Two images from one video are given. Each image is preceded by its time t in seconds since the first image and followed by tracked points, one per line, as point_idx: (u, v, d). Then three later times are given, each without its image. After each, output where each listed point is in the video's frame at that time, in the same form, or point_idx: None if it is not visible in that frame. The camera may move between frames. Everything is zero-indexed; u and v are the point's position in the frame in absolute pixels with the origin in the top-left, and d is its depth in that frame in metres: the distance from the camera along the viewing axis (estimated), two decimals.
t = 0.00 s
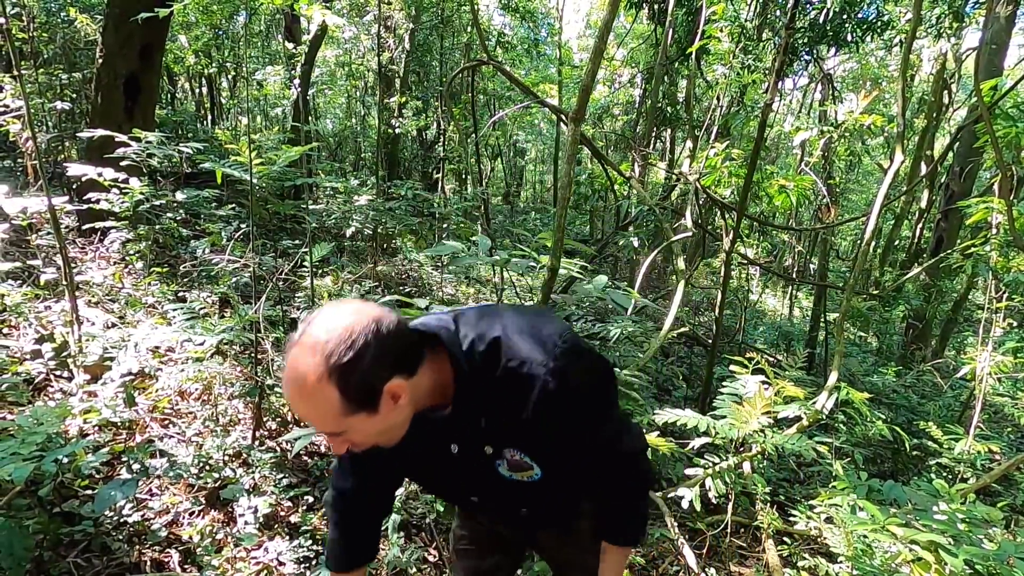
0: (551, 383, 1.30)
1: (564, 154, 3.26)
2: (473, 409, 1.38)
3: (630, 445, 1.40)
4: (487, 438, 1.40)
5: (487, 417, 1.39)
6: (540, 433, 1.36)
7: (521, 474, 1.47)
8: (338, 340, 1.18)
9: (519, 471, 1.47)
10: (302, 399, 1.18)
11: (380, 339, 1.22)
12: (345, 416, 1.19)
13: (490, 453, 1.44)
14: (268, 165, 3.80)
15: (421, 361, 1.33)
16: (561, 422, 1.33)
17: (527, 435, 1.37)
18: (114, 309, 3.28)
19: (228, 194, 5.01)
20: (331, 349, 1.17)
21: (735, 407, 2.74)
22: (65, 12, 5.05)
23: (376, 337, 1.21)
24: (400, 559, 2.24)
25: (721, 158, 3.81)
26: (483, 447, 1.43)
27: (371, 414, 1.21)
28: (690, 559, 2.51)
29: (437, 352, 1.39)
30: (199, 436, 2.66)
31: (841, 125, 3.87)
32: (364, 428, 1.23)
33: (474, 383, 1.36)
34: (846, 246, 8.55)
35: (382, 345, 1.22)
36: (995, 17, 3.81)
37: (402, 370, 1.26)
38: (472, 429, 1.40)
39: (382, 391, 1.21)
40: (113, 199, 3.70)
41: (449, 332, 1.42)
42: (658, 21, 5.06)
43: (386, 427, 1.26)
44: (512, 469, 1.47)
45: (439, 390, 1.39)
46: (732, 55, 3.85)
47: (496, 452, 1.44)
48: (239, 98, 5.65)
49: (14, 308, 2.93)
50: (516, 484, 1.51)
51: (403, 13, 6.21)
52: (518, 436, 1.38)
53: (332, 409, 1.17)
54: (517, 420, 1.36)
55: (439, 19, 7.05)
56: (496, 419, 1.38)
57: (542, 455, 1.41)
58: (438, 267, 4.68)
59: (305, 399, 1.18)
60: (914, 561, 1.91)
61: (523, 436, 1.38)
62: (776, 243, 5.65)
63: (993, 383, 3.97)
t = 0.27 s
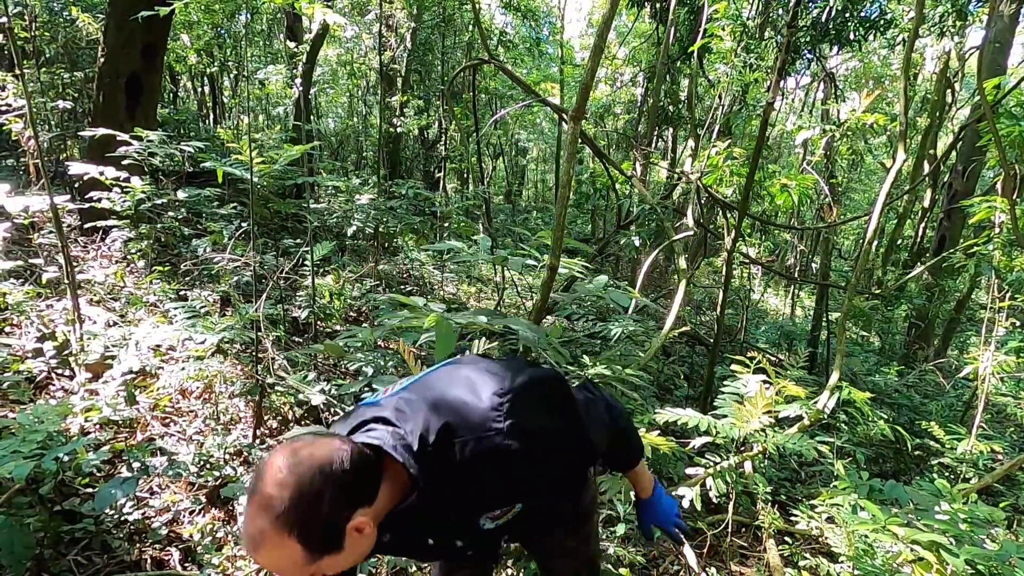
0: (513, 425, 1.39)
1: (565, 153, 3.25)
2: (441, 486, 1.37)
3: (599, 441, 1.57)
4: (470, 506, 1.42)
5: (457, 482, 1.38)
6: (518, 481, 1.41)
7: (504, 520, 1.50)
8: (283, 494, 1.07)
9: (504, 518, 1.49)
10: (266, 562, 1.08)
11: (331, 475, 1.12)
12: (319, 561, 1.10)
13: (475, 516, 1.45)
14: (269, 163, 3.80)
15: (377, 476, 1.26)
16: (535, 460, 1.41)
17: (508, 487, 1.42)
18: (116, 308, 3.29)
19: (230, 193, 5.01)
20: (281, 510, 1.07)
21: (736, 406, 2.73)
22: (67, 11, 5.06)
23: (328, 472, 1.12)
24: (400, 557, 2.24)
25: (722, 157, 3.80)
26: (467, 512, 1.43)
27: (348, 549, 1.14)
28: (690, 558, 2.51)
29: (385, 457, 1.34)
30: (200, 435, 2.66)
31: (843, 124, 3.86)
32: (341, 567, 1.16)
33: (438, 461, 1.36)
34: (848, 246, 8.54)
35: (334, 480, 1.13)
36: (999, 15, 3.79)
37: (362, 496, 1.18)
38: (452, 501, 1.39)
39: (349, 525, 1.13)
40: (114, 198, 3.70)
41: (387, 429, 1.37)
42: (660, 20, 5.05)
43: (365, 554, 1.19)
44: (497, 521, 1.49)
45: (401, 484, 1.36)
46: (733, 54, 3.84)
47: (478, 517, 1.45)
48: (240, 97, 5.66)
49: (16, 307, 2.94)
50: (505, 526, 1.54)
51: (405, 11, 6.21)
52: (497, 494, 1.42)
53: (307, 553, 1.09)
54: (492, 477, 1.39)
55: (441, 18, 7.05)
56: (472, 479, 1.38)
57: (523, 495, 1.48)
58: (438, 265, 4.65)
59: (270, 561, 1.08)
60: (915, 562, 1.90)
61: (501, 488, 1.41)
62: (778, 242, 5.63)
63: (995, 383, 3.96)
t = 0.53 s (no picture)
0: (497, 445, 1.37)
1: (567, 151, 3.24)
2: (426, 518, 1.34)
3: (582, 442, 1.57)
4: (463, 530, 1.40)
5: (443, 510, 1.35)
6: (508, 497, 1.41)
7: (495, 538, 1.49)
8: (272, 559, 1.06)
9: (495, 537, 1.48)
10: None
11: (319, 533, 1.10)
12: None
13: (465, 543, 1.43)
14: (271, 161, 3.81)
15: (365, 521, 1.23)
16: (522, 473, 1.40)
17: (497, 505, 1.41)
18: (118, 305, 3.29)
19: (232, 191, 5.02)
20: None
21: (739, 404, 2.72)
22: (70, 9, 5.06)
23: (316, 529, 1.10)
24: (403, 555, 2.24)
25: (725, 155, 3.79)
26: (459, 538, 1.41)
27: None
28: (692, 556, 2.52)
29: (369, 503, 1.27)
30: (203, 432, 2.68)
31: (847, 121, 3.84)
32: None
33: (424, 496, 1.32)
34: (851, 244, 8.51)
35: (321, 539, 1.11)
36: (1004, 11, 3.77)
37: (352, 545, 1.17)
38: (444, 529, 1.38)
39: None
40: (117, 196, 3.70)
41: (368, 472, 1.31)
42: (662, 17, 5.03)
43: None
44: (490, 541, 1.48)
45: (390, 526, 1.32)
46: (736, 51, 3.83)
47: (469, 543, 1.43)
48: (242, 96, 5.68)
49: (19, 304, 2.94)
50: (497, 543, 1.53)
51: (406, 9, 6.21)
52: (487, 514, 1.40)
53: None
54: (480, 499, 1.37)
55: (442, 16, 7.03)
56: (460, 502, 1.36)
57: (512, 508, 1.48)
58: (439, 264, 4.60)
59: None
60: (920, 561, 1.89)
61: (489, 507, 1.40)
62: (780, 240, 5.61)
63: (999, 381, 3.94)
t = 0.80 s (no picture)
0: (492, 424, 1.36)
1: (570, 148, 3.24)
2: (416, 494, 1.33)
3: (578, 430, 1.56)
4: (454, 511, 1.39)
5: (434, 487, 1.35)
6: (502, 479, 1.40)
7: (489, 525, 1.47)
8: (257, 518, 1.06)
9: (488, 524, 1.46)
10: None
11: (305, 494, 1.11)
12: None
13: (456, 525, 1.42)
14: (274, 158, 3.81)
15: (355, 489, 1.24)
16: (516, 456, 1.40)
17: (491, 486, 1.39)
18: (122, 302, 3.30)
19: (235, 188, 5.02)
20: (256, 534, 1.05)
21: (743, 401, 2.71)
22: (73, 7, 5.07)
23: (301, 492, 1.10)
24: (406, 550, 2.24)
25: (728, 152, 3.78)
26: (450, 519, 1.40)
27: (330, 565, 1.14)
28: (696, 554, 2.53)
29: (361, 473, 1.28)
30: (207, 429, 2.70)
31: (851, 118, 3.82)
32: None
33: (414, 473, 1.31)
34: (855, 242, 8.48)
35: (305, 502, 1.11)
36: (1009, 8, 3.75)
37: (340, 512, 1.17)
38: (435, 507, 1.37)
39: (327, 543, 1.12)
40: (120, 193, 3.71)
41: (361, 443, 1.32)
42: (665, 14, 5.02)
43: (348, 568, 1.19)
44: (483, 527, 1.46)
45: (380, 500, 1.32)
46: (740, 48, 3.81)
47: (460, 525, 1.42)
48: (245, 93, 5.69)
49: (23, 301, 2.95)
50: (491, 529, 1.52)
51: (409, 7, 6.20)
52: (480, 495, 1.39)
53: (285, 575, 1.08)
54: (472, 478, 1.36)
55: (445, 13, 7.01)
56: (451, 481, 1.35)
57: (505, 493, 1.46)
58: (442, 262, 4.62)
59: None
60: (924, 558, 1.88)
61: (482, 488, 1.39)
62: (784, 238, 5.60)
63: (1004, 379, 3.93)
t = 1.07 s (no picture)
0: (498, 383, 1.32)
1: (575, 144, 3.23)
2: (412, 446, 1.30)
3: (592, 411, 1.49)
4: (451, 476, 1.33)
5: (431, 442, 1.31)
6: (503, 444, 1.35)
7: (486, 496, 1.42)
8: (253, 413, 1.13)
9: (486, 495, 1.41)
10: (233, 480, 1.14)
11: (302, 400, 1.16)
12: (284, 482, 1.15)
13: (454, 492, 1.35)
14: (279, 154, 3.81)
15: (353, 415, 1.27)
16: (520, 420, 1.35)
17: (491, 450, 1.35)
18: (128, 297, 3.31)
19: (240, 184, 5.03)
20: (248, 427, 1.12)
21: (749, 396, 2.70)
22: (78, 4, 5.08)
23: (296, 396, 1.16)
24: (412, 544, 2.24)
25: (734, 147, 3.77)
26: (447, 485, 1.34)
27: (318, 475, 1.17)
28: (703, 550, 2.55)
29: (361, 403, 1.31)
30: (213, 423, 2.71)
31: (858, 113, 3.79)
32: (312, 491, 1.19)
33: (413, 420, 1.29)
34: (860, 239, 8.44)
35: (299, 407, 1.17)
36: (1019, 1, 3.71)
37: (333, 428, 1.21)
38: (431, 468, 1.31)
39: (315, 451, 1.16)
40: (126, 189, 3.72)
41: (369, 377, 1.35)
42: (671, 9, 4.99)
43: (337, 485, 1.22)
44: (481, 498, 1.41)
45: (377, 437, 1.33)
46: (746, 42, 3.78)
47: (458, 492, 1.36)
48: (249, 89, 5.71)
49: (31, 296, 2.97)
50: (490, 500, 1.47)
51: (412, 3, 6.18)
52: (480, 458, 1.34)
53: (272, 473, 1.13)
54: (472, 438, 1.32)
55: (449, 9, 6.99)
56: (449, 437, 1.31)
57: (507, 460, 1.41)
58: (446, 257, 4.62)
59: (237, 480, 1.13)
60: (932, 554, 1.86)
61: (481, 451, 1.34)
62: (790, 234, 5.57)
63: (1011, 376, 3.90)
